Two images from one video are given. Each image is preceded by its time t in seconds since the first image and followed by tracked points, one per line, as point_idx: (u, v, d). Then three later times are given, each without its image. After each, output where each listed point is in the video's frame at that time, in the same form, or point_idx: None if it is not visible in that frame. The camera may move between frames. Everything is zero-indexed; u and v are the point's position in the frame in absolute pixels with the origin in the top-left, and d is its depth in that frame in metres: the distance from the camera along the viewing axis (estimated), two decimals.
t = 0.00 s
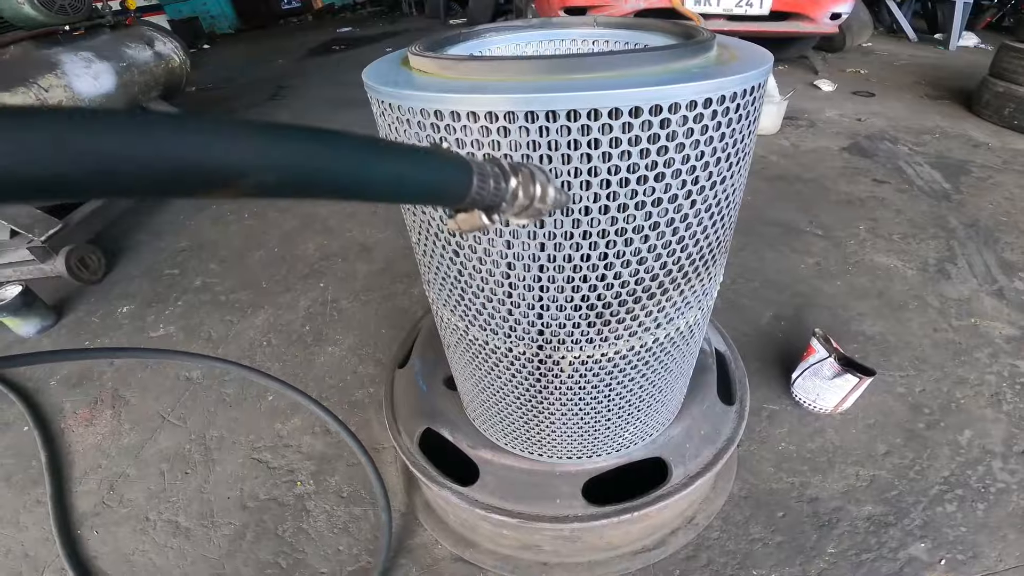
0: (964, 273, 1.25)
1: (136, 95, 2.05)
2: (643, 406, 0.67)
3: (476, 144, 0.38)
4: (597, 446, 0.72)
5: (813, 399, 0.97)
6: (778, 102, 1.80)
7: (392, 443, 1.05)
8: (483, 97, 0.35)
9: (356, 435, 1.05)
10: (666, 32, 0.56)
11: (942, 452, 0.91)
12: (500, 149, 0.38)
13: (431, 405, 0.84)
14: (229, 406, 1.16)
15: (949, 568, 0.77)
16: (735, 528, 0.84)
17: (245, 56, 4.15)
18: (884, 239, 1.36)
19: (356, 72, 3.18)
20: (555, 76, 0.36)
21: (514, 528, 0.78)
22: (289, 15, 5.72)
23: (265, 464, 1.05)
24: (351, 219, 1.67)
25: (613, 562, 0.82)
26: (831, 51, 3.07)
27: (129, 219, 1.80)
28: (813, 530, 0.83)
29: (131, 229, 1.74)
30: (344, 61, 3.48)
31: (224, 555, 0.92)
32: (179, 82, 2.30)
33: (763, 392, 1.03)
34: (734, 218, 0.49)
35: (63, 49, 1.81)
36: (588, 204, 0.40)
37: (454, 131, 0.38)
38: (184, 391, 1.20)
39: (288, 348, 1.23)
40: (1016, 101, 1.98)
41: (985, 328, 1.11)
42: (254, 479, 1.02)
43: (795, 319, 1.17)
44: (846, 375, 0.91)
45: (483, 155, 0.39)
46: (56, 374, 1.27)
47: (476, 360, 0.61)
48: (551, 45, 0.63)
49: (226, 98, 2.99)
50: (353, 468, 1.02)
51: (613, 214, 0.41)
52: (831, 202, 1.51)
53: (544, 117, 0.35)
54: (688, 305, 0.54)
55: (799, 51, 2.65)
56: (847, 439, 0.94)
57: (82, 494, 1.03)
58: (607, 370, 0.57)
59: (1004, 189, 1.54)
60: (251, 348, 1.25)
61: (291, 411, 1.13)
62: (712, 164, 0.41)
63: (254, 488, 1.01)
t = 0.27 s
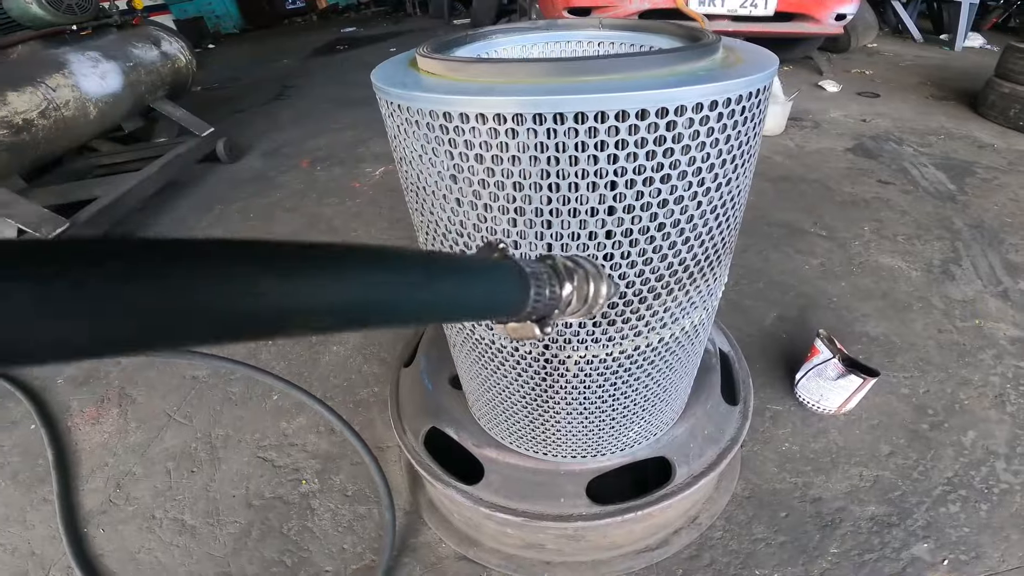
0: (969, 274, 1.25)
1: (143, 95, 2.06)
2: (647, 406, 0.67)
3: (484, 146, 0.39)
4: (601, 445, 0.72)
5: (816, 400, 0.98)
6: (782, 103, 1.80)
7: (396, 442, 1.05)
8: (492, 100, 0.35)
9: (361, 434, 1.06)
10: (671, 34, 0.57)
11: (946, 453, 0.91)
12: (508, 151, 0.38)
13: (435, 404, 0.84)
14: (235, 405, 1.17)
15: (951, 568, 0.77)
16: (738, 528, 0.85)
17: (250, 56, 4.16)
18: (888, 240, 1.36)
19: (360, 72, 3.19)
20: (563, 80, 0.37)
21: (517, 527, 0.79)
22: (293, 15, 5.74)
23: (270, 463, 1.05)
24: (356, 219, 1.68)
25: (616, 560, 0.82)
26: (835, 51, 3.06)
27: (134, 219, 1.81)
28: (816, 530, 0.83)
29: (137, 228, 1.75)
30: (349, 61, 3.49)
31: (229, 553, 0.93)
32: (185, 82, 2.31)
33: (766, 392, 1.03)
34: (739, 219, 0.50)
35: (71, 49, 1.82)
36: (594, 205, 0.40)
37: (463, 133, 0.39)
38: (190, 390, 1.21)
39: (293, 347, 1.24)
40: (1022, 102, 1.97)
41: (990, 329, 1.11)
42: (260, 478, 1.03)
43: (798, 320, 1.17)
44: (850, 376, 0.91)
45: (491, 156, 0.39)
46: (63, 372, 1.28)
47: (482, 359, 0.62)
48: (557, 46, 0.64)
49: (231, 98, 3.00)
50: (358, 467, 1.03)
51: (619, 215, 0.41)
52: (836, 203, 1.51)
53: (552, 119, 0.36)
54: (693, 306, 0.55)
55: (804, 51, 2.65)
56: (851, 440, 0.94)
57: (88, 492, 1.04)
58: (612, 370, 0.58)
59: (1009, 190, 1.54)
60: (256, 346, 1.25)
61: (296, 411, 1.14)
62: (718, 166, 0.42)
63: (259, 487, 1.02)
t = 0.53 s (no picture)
0: (973, 275, 1.25)
1: (151, 95, 2.08)
2: (654, 403, 0.68)
3: (502, 147, 0.40)
4: (609, 441, 0.74)
5: (821, 399, 0.98)
6: (787, 104, 1.80)
7: (404, 440, 1.06)
8: (511, 102, 0.36)
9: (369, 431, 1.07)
10: (680, 37, 0.58)
11: (949, 452, 0.92)
12: (524, 152, 0.40)
13: (445, 400, 0.86)
14: (244, 403, 1.18)
15: (954, 566, 0.78)
16: (744, 525, 0.85)
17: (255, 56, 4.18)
18: (893, 241, 1.37)
19: (365, 73, 3.21)
20: (578, 83, 0.38)
21: (526, 523, 0.80)
22: (297, 16, 5.77)
23: (279, 460, 1.07)
24: (362, 218, 1.69)
25: (623, 556, 0.83)
26: (840, 52, 3.06)
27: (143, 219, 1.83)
28: (821, 528, 0.84)
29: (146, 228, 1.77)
30: (354, 61, 3.51)
31: (239, 550, 0.94)
32: (192, 82, 2.33)
33: (771, 391, 1.04)
34: (747, 219, 0.51)
35: (81, 49, 1.84)
36: (607, 205, 0.41)
37: (481, 134, 0.40)
38: (199, 388, 1.23)
39: (301, 346, 1.25)
40: None
41: (993, 329, 1.12)
42: (269, 475, 1.04)
43: (803, 320, 1.18)
44: (854, 375, 0.92)
45: (508, 158, 0.40)
46: (74, 371, 1.30)
47: (494, 356, 0.63)
48: (567, 49, 0.65)
49: (237, 98, 3.02)
50: (366, 464, 1.04)
51: (631, 214, 0.42)
52: (840, 203, 1.52)
53: (568, 122, 0.37)
54: (701, 304, 0.56)
55: (808, 52, 2.65)
56: (855, 439, 0.95)
57: (99, 489, 1.05)
58: (622, 367, 0.59)
59: (1013, 191, 1.54)
60: (265, 345, 1.27)
61: (305, 409, 1.16)
62: (727, 168, 0.43)
63: (269, 484, 1.03)
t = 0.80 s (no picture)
0: (976, 276, 1.26)
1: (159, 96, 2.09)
2: (661, 402, 0.69)
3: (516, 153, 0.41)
4: (616, 440, 0.75)
5: (824, 399, 0.99)
6: (790, 106, 1.81)
7: (412, 439, 1.08)
8: (527, 109, 0.38)
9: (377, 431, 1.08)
10: (688, 45, 0.60)
11: (952, 452, 0.93)
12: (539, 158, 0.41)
13: (453, 401, 0.87)
14: (253, 404, 1.20)
15: (956, 565, 0.79)
16: (747, 524, 0.86)
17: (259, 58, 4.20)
18: (896, 242, 1.37)
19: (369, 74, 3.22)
20: (591, 91, 0.39)
21: (533, 522, 0.81)
22: (301, 17, 5.78)
23: (288, 459, 1.08)
24: (368, 220, 1.71)
25: (628, 555, 0.84)
26: (843, 53, 3.07)
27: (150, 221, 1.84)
28: (824, 526, 0.85)
29: (153, 230, 1.78)
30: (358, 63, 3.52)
31: (249, 549, 0.95)
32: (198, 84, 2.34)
33: (775, 392, 1.05)
34: (753, 222, 0.52)
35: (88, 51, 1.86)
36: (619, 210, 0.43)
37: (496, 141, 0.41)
38: (208, 388, 1.24)
39: (309, 347, 1.26)
40: None
41: (996, 331, 1.13)
42: (278, 474, 1.06)
43: (807, 321, 1.19)
44: (858, 376, 0.93)
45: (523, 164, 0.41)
46: (83, 371, 1.31)
47: (504, 356, 0.64)
48: (576, 55, 0.66)
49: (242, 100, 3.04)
50: (374, 464, 1.05)
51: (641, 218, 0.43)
52: (844, 205, 1.53)
53: (582, 129, 0.38)
54: (708, 305, 0.57)
55: (811, 54, 2.66)
56: (859, 439, 0.96)
57: (110, 489, 1.07)
58: (630, 367, 0.60)
59: (1017, 193, 1.55)
60: (273, 345, 1.28)
61: (313, 409, 1.17)
62: (734, 173, 0.44)
63: (277, 484, 1.04)
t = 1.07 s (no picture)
0: (977, 279, 1.27)
1: (164, 99, 2.09)
2: (665, 405, 0.70)
3: (525, 164, 0.42)
4: (620, 442, 0.76)
5: (826, 401, 1.00)
6: (792, 108, 1.82)
7: (417, 441, 1.09)
8: (537, 122, 0.39)
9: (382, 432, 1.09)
10: (692, 54, 0.61)
11: (952, 453, 0.94)
12: (547, 170, 0.42)
13: (459, 403, 0.88)
14: (259, 406, 1.21)
15: (956, 565, 0.80)
16: (749, 524, 0.87)
17: (261, 59, 4.22)
18: (897, 245, 1.38)
19: (372, 76, 3.23)
20: (599, 104, 0.40)
21: (538, 522, 0.82)
22: (302, 19, 5.80)
23: (294, 461, 1.09)
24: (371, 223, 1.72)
25: (631, 555, 0.85)
26: (844, 55, 3.08)
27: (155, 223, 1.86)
28: (826, 527, 0.86)
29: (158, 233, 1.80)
30: (360, 64, 3.53)
31: (256, 550, 0.97)
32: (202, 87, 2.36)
33: (777, 394, 1.06)
34: (755, 229, 0.53)
35: (93, 53, 1.86)
36: (624, 219, 0.44)
37: (506, 152, 0.42)
38: (215, 390, 1.26)
39: (314, 349, 1.27)
40: None
41: (996, 333, 1.14)
42: (285, 476, 1.07)
43: (808, 324, 1.20)
44: (859, 378, 0.94)
45: (532, 174, 0.43)
46: (91, 373, 1.33)
47: (510, 359, 0.65)
48: (581, 63, 0.68)
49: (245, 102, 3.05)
50: (379, 465, 1.06)
51: (646, 228, 0.45)
52: (845, 208, 1.54)
53: (590, 141, 0.39)
54: (711, 310, 0.58)
55: (812, 55, 2.67)
56: (860, 441, 0.97)
57: (119, 490, 1.08)
58: (634, 371, 0.61)
59: (1018, 195, 1.55)
60: (278, 348, 1.29)
61: (319, 411, 1.18)
62: (737, 183, 0.45)
63: (284, 485, 1.05)
